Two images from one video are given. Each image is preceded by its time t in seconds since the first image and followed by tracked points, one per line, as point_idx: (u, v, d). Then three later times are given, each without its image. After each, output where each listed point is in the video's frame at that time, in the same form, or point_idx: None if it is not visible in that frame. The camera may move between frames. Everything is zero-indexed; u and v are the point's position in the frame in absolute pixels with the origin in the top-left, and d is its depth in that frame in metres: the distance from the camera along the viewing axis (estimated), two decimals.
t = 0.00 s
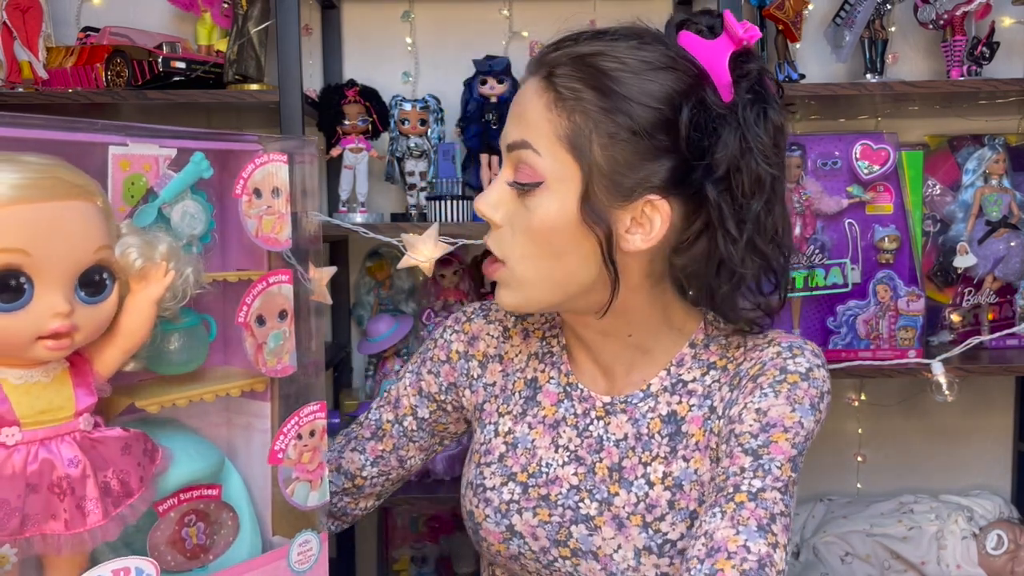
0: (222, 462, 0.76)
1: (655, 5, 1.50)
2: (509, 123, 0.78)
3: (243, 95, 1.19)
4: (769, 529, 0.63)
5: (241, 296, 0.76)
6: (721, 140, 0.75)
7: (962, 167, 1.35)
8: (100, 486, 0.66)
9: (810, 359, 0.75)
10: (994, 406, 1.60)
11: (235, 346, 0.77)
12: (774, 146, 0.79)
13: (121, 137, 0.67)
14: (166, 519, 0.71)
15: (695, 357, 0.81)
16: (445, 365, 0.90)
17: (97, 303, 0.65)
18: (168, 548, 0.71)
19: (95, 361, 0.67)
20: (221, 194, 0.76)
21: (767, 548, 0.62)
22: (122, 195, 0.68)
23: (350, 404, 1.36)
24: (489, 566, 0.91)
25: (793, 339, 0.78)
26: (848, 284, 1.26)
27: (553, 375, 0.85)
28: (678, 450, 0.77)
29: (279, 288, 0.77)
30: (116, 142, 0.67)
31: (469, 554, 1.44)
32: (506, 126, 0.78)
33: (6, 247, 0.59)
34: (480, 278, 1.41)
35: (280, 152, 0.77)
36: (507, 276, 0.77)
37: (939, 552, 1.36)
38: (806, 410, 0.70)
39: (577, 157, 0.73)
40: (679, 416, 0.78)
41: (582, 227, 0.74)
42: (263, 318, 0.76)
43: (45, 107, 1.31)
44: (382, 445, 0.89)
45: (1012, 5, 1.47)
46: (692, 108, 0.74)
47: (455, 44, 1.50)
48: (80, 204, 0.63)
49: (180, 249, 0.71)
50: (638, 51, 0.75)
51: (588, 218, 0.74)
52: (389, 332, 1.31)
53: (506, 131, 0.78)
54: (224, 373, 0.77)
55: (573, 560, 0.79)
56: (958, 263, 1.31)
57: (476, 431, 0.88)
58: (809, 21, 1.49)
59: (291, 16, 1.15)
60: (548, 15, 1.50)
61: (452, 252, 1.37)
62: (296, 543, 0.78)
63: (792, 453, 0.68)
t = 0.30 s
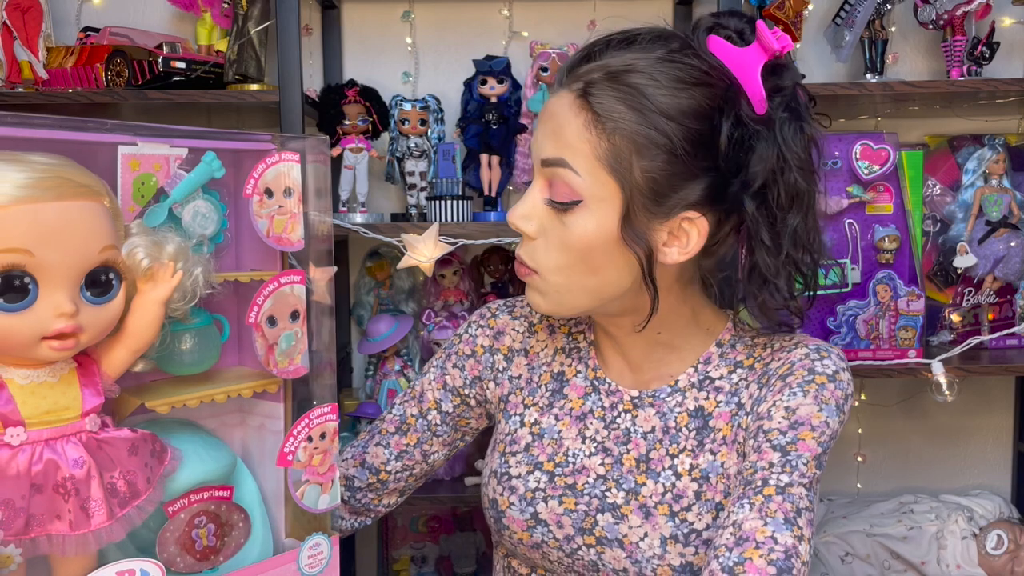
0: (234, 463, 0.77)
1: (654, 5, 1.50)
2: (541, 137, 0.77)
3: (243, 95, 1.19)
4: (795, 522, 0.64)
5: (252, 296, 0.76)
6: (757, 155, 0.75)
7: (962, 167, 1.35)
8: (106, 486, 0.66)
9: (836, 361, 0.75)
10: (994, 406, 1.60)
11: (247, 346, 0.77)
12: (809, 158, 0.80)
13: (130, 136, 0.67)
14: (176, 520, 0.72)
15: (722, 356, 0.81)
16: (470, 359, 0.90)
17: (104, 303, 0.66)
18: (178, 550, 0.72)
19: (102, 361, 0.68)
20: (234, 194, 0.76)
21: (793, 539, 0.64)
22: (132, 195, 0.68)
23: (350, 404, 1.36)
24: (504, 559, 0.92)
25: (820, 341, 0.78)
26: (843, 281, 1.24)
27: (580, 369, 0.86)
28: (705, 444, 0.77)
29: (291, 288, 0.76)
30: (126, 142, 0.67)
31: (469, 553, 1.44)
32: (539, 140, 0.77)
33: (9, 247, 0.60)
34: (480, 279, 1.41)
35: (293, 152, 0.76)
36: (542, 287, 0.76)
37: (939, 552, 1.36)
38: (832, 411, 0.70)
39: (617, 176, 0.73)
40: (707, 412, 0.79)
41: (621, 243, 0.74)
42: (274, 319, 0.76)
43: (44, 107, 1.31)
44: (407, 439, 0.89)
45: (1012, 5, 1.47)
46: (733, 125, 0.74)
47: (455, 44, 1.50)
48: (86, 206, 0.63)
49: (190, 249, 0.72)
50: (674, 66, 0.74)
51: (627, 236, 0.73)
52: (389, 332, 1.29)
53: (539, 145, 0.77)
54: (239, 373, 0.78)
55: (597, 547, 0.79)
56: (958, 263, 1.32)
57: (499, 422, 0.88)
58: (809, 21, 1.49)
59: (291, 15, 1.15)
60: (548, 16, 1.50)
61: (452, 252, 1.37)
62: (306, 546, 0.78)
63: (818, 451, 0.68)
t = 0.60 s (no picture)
0: (241, 464, 0.77)
1: (654, 6, 1.50)
2: (561, 164, 0.76)
3: (244, 96, 1.19)
4: (806, 522, 0.66)
5: (260, 296, 0.76)
6: (779, 181, 0.75)
7: (962, 167, 1.35)
8: (111, 487, 0.67)
9: (847, 365, 0.77)
10: (993, 406, 1.60)
11: (255, 347, 0.77)
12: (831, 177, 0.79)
13: (136, 136, 0.67)
14: (182, 520, 0.72)
15: (734, 358, 0.82)
16: (482, 357, 0.90)
17: (107, 303, 0.66)
18: (184, 551, 0.72)
19: (107, 361, 0.68)
20: (242, 195, 0.76)
21: (804, 539, 0.65)
22: (138, 195, 0.68)
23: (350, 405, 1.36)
24: (511, 556, 0.92)
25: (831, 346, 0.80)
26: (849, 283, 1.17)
27: (592, 368, 0.86)
28: (716, 445, 0.78)
29: (298, 288, 0.76)
30: (132, 142, 0.67)
31: (469, 554, 1.44)
32: (558, 166, 0.76)
33: (14, 246, 0.60)
34: (480, 279, 1.41)
35: (300, 152, 0.76)
36: (564, 307, 0.77)
37: (938, 552, 1.36)
38: (842, 414, 0.72)
39: (641, 208, 0.73)
40: (718, 413, 0.79)
41: (643, 268, 0.75)
42: (282, 319, 0.76)
43: (45, 107, 1.31)
44: (420, 438, 0.89)
45: (1012, 5, 1.47)
46: (759, 148, 0.74)
47: (455, 44, 1.50)
48: (91, 206, 0.63)
49: (196, 249, 0.72)
50: (697, 95, 0.73)
51: (649, 265, 0.74)
52: (389, 332, 1.29)
53: (559, 171, 0.76)
54: (247, 373, 0.78)
55: (607, 545, 0.80)
56: (958, 262, 1.32)
57: (510, 419, 0.89)
58: (810, 21, 1.49)
59: (291, 15, 1.15)
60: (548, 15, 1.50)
61: (452, 252, 1.37)
62: (314, 547, 0.77)
63: (829, 453, 0.70)
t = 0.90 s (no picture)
0: (243, 464, 0.77)
1: (653, 5, 1.50)
2: (563, 175, 0.75)
3: (244, 95, 1.19)
4: (812, 526, 0.66)
5: (261, 296, 0.76)
6: (785, 189, 0.75)
7: (962, 167, 1.35)
8: (111, 487, 0.67)
9: (855, 368, 0.77)
10: (993, 406, 1.60)
11: (256, 347, 0.77)
12: (840, 184, 0.79)
13: (137, 136, 0.67)
14: (183, 521, 0.72)
15: (741, 362, 0.82)
16: (487, 358, 0.90)
17: (107, 303, 0.66)
18: (185, 551, 0.72)
19: (107, 361, 0.68)
20: (244, 194, 0.76)
21: (810, 542, 0.66)
22: (139, 195, 0.68)
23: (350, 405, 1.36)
24: (514, 558, 0.93)
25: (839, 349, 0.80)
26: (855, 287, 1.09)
27: (597, 371, 0.86)
28: (723, 449, 0.78)
29: (299, 288, 0.76)
30: (132, 142, 0.67)
31: (469, 554, 1.44)
32: (561, 178, 0.76)
33: (14, 246, 0.60)
34: (480, 279, 1.41)
35: (301, 152, 0.76)
36: (571, 315, 0.78)
37: (939, 552, 1.36)
38: (850, 417, 0.72)
39: (645, 220, 0.73)
40: (725, 417, 0.79)
41: (648, 278, 0.75)
42: (283, 320, 0.76)
43: (45, 107, 1.31)
44: (423, 438, 0.89)
45: (1012, 5, 1.47)
46: (764, 154, 0.74)
47: (455, 44, 1.50)
48: (92, 207, 0.63)
49: (197, 249, 0.72)
50: (699, 106, 0.72)
51: (655, 276, 0.74)
52: (390, 332, 1.29)
53: (561, 182, 0.76)
54: (249, 373, 0.78)
55: (611, 549, 0.80)
56: (958, 262, 1.32)
57: (514, 421, 0.89)
58: (810, 21, 1.49)
59: (291, 15, 1.15)
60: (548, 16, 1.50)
61: (452, 252, 1.37)
62: (315, 548, 0.77)
63: (836, 456, 0.70)
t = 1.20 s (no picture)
0: (244, 464, 0.77)
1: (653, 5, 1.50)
2: (566, 179, 0.75)
3: (244, 95, 1.19)
4: (814, 527, 0.67)
5: (262, 296, 0.75)
6: (788, 199, 0.75)
7: (962, 167, 1.35)
8: (111, 487, 0.67)
9: (858, 370, 0.78)
10: (993, 406, 1.60)
11: (257, 347, 0.77)
12: (844, 195, 0.79)
13: (138, 136, 0.67)
14: (183, 521, 0.72)
15: (743, 364, 0.82)
16: (488, 359, 0.90)
17: (106, 303, 0.66)
18: (185, 552, 0.71)
19: (108, 361, 0.69)
20: (245, 195, 0.76)
21: (812, 544, 0.66)
22: (140, 195, 0.68)
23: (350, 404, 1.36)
24: (515, 559, 0.92)
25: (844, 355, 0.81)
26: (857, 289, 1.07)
27: (599, 373, 0.86)
28: (725, 452, 0.78)
29: (300, 288, 0.76)
30: (134, 142, 0.67)
31: (468, 554, 1.44)
32: (563, 181, 0.76)
33: (14, 246, 0.60)
34: (480, 279, 1.41)
35: (303, 151, 0.76)
36: (570, 318, 0.78)
37: (938, 552, 1.36)
38: (853, 419, 0.72)
39: (646, 227, 0.73)
40: (728, 420, 0.79)
41: (648, 285, 0.75)
42: (283, 320, 0.75)
43: (44, 107, 1.31)
44: (423, 438, 0.89)
45: (1012, 5, 1.47)
46: (769, 163, 0.74)
47: (455, 44, 1.50)
48: (92, 207, 0.63)
49: (198, 249, 0.72)
50: (704, 113, 0.72)
51: (655, 282, 0.74)
52: (390, 332, 1.29)
53: (564, 186, 0.75)
54: (251, 373, 0.78)
55: (613, 552, 0.80)
56: (958, 262, 1.32)
57: (516, 423, 0.89)
58: (810, 21, 1.49)
59: (291, 15, 1.15)
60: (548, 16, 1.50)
61: (452, 251, 1.37)
62: (315, 549, 0.77)
63: (839, 458, 0.70)
